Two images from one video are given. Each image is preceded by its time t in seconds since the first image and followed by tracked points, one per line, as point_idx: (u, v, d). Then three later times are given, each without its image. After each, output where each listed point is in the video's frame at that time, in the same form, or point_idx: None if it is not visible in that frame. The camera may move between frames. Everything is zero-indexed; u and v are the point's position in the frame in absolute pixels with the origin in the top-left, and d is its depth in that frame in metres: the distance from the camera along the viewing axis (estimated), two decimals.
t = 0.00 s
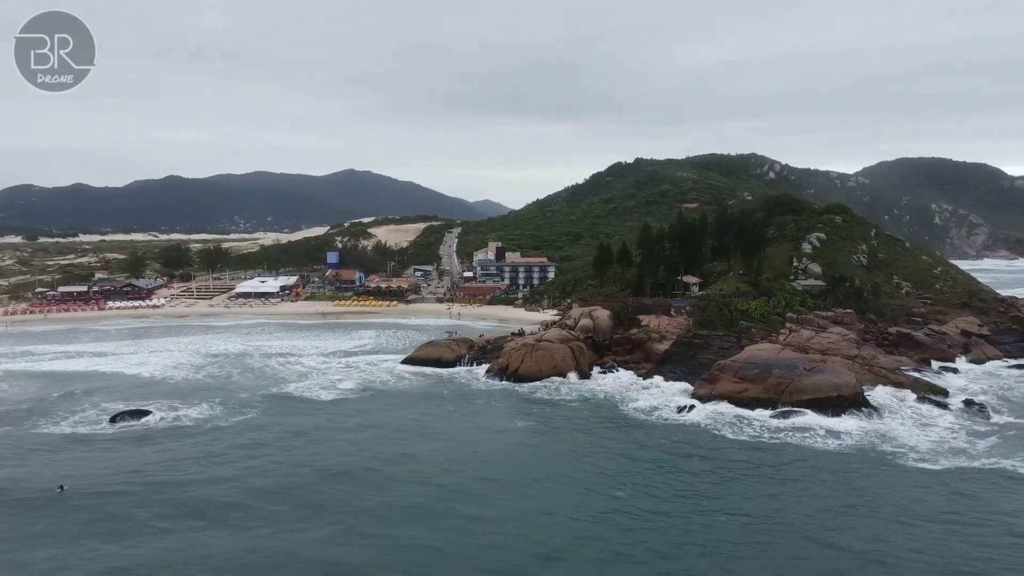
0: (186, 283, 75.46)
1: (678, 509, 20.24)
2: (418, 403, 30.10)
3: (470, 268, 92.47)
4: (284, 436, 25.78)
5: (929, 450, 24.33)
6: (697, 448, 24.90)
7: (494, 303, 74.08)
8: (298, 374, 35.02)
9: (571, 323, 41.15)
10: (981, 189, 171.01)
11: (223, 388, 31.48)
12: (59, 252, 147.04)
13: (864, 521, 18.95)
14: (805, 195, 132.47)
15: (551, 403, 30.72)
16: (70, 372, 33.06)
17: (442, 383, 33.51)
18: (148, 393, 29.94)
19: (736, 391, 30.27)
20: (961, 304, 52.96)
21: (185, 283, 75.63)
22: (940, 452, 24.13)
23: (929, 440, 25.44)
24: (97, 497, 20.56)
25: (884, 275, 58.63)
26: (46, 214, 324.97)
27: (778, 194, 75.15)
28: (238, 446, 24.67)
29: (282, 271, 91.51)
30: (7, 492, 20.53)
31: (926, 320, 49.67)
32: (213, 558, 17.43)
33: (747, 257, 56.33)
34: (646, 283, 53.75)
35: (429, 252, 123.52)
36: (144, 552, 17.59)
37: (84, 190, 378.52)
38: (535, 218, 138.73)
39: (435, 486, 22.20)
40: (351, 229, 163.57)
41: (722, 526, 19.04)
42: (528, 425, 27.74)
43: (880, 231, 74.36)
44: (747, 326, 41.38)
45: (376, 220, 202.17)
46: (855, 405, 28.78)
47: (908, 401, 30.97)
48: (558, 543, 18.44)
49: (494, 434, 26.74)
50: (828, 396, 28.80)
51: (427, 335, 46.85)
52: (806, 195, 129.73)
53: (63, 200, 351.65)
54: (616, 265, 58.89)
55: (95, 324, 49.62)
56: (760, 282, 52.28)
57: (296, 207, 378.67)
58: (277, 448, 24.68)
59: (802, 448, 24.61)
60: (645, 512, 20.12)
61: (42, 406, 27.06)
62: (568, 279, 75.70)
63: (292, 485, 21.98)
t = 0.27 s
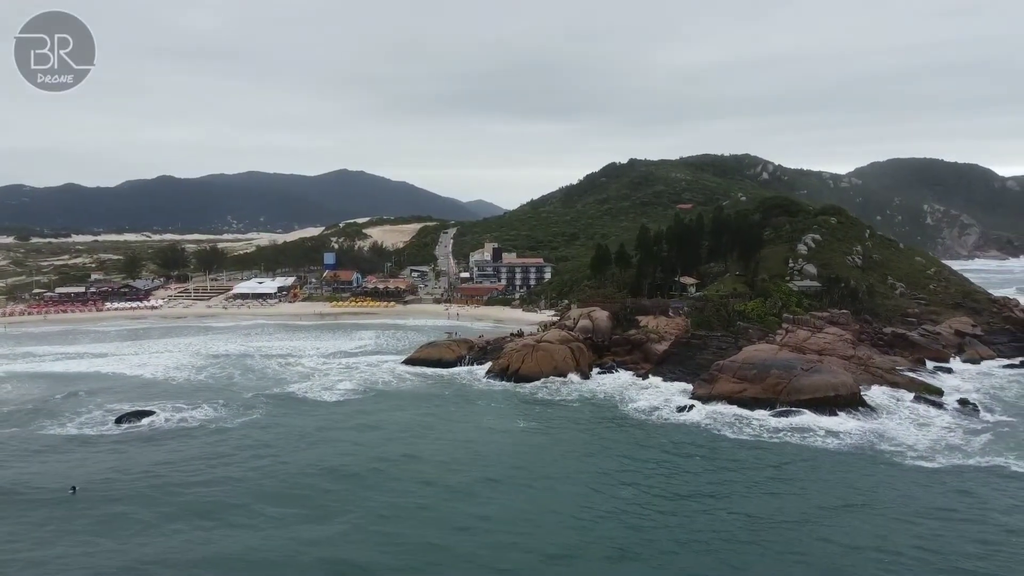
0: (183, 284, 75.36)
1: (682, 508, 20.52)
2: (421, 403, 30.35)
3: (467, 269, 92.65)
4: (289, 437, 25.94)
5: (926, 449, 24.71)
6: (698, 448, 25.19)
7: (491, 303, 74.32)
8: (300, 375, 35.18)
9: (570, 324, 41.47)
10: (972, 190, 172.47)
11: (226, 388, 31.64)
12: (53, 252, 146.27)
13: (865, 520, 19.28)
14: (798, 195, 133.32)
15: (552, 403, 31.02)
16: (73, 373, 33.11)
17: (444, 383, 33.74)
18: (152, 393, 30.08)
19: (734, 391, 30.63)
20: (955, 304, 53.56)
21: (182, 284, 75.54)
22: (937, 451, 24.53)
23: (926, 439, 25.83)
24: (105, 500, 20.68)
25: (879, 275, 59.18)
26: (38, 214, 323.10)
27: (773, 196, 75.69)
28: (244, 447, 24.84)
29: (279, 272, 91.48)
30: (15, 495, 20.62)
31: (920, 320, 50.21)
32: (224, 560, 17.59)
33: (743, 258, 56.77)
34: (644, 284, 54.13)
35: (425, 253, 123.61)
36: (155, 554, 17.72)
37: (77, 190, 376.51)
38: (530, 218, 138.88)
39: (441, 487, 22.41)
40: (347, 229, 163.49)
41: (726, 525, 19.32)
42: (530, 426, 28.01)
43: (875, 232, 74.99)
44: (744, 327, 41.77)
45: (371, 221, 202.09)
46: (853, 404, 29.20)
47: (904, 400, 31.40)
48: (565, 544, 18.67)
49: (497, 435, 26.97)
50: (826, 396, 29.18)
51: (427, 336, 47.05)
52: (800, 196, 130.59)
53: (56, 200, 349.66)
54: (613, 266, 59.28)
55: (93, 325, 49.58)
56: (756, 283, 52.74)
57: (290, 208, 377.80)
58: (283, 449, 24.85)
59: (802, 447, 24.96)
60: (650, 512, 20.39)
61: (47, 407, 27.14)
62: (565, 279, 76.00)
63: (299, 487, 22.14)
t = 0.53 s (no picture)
0: (180, 285, 75.24)
1: (686, 508, 20.78)
2: (424, 403, 30.67)
3: (463, 270, 92.83)
4: (294, 439, 26.06)
5: (923, 448, 25.10)
6: (699, 448, 25.47)
7: (488, 304, 74.57)
8: (301, 375, 35.38)
9: (570, 325, 41.74)
10: (963, 191, 173.94)
11: (228, 389, 31.82)
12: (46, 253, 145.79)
13: (866, 519, 19.57)
14: (792, 196, 134.17)
15: (553, 403, 31.31)
16: (74, 374, 33.12)
17: (445, 384, 33.94)
18: (156, 393, 30.25)
19: (734, 391, 30.96)
20: (948, 305, 54.16)
21: (179, 285, 75.43)
22: (933, 449, 24.95)
23: (922, 438, 26.27)
24: (113, 501, 20.75)
25: (873, 276, 59.76)
26: (30, 214, 321.25)
27: (768, 197, 76.22)
28: (249, 448, 24.95)
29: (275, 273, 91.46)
30: (23, 497, 20.67)
31: (915, 320, 50.76)
32: (233, 561, 17.69)
33: (739, 259, 57.20)
34: (642, 285, 54.50)
35: (421, 254, 123.71)
36: (164, 555, 17.82)
37: (70, 191, 374.52)
38: (525, 218, 139.09)
39: (446, 487, 22.59)
40: (342, 230, 163.19)
41: (729, 525, 19.58)
42: (532, 426, 28.31)
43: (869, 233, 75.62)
44: (741, 327, 42.18)
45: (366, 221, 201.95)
46: (850, 404, 29.61)
47: (900, 400, 31.84)
48: (571, 544, 18.90)
49: (500, 436, 27.18)
50: (823, 396, 29.57)
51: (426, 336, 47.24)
52: (793, 197, 131.48)
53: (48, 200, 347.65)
54: (610, 267, 59.58)
55: (91, 326, 49.54)
56: (752, 284, 53.19)
57: (284, 208, 376.82)
58: (287, 451, 24.97)
59: (801, 447, 25.29)
60: (654, 512, 20.62)
61: (51, 408, 27.19)
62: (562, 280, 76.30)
63: (305, 488, 22.27)
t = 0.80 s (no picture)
0: (177, 286, 75.09)
1: (690, 508, 21.05)
2: (426, 403, 30.93)
3: (460, 271, 93.00)
4: (298, 439, 26.21)
5: (919, 447, 25.53)
6: (701, 448, 25.75)
7: (485, 305, 74.77)
8: (302, 376, 35.53)
9: (569, 325, 42.02)
10: (954, 192, 175.40)
11: (231, 389, 31.96)
12: (39, 253, 144.89)
13: (867, 518, 19.88)
14: (785, 197, 135.01)
15: (554, 403, 31.59)
16: (76, 375, 33.16)
17: (446, 384, 34.17)
18: (159, 394, 30.38)
19: (732, 391, 31.33)
20: (941, 306, 54.80)
21: (176, 286, 75.29)
22: (930, 448, 25.38)
23: (918, 437, 26.70)
24: (120, 502, 20.85)
25: (867, 277, 60.34)
26: (22, 214, 319.15)
27: (763, 198, 76.78)
28: (254, 449, 25.09)
29: (272, 274, 91.37)
30: (30, 499, 20.75)
31: (908, 321, 51.33)
32: (243, 562, 17.82)
33: (736, 260, 57.63)
34: (639, 286, 54.84)
35: (417, 254, 123.77)
36: (174, 556, 17.93)
37: (62, 191, 372.33)
38: (520, 219, 139.34)
39: (451, 488, 22.78)
40: (336, 230, 162.99)
41: (732, 524, 19.86)
42: (534, 426, 28.58)
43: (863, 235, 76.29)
44: (738, 328, 42.59)
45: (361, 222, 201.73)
46: (847, 404, 30.02)
47: (896, 400, 32.30)
48: (577, 544, 19.13)
49: (503, 436, 27.40)
50: (821, 396, 29.97)
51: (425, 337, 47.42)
52: (787, 198, 132.30)
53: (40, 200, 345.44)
54: (608, 268, 59.92)
55: (89, 327, 49.46)
56: (749, 285, 53.63)
57: (278, 208, 375.79)
58: (292, 451, 25.11)
59: (801, 447, 25.62)
60: (658, 512, 20.87)
61: (56, 409, 27.27)
62: (559, 280, 76.61)
63: (311, 490, 22.42)
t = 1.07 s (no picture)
0: (173, 287, 74.96)
1: (691, 508, 21.30)
2: (428, 404, 31.19)
3: (456, 271, 93.18)
4: (301, 441, 26.34)
5: (915, 446, 25.96)
6: (701, 448, 26.06)
7: (482, 306, 75.00)
8: (303, 377, 35.69)
9: (568, 326, 42.28)
10: (945, 193, 176.76)
11: (233, 390, 32.12)
12: (33, 253, 144.09)
13: (865, 518, 20.18)
14: (779, 197, 135.81)
15: (554, 403, 31.88)
16: (79, 377, 33.27)
17: (447, 385, 34.39)
18: (162, 394, 30.54)
19: (731, 391, 31.70)
20: (935, 306, 55.38)
21: (173, 287, 75.15)
22: (925, 447, 25.81)
23: (914, 436, 27.13)
24: (126, 504, 20.97)
25: (862, 278, 60.91)
26: (13, 215, 317.13)
27: (759, 200, 77.29)
28: (257, 450, 25.23)
29: (268, 275, 91.29)
30: (38, 500, 20.89)
31: (902, 321, 51.89)
32: (249, 564, 17.94)
33: (732, 261, 58.06)
34: (636, 287, 55.18)
35: (413, 255, 123.84)
36: (184, 556, 18.15)
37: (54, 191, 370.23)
38: (516, 220, 139.61)
39: (455, 490, 22.94)
40: (332, 231, 162.91)
41: (733, 524, 20.11)
42: (536, 426, 28.86)
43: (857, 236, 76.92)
44: (735, 329, 42.98)
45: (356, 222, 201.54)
46: (844, 404, 30.41)
47: (892, 399, 32.76)
48: (581, 544, 19.33)
49: (505, 436, 27.67)
50: (818, 395, 30.38)
51: (424, 338, 47.60)
52: (780, 198, 133.10)
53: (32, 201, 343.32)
54: (605, 269, 60.24)
55: (88, 329, 49.41)
56: (745, 286, 54.06)
57: (272, 209, 374.74)
58: (296, 452, 25.28)
59: (800, 447, 25.95)
60: (660, 512, 21.11)
61: (60, 411, 27.39)
62: (555, 281, 76.91)
63: (315, 491, 22.55)
